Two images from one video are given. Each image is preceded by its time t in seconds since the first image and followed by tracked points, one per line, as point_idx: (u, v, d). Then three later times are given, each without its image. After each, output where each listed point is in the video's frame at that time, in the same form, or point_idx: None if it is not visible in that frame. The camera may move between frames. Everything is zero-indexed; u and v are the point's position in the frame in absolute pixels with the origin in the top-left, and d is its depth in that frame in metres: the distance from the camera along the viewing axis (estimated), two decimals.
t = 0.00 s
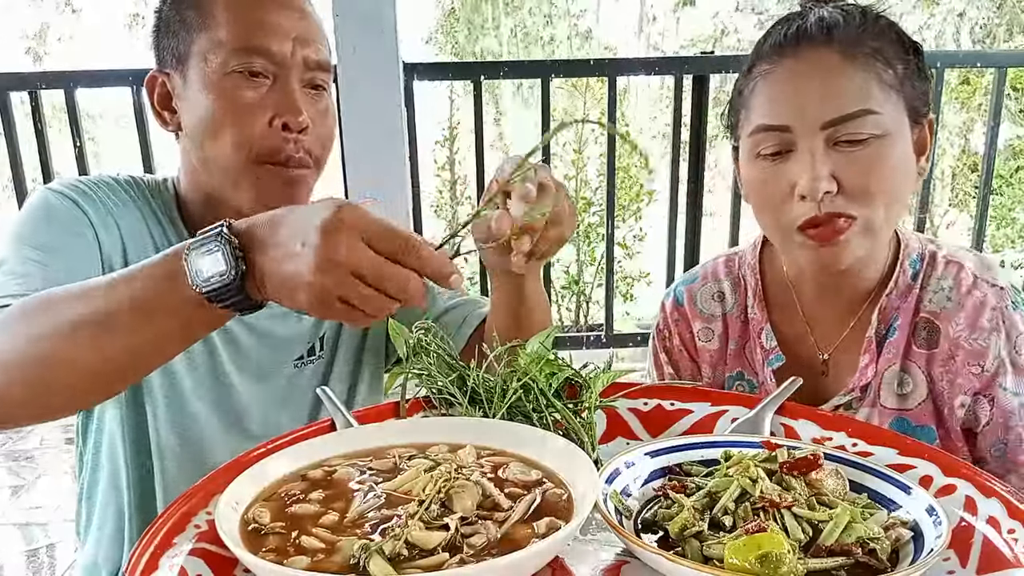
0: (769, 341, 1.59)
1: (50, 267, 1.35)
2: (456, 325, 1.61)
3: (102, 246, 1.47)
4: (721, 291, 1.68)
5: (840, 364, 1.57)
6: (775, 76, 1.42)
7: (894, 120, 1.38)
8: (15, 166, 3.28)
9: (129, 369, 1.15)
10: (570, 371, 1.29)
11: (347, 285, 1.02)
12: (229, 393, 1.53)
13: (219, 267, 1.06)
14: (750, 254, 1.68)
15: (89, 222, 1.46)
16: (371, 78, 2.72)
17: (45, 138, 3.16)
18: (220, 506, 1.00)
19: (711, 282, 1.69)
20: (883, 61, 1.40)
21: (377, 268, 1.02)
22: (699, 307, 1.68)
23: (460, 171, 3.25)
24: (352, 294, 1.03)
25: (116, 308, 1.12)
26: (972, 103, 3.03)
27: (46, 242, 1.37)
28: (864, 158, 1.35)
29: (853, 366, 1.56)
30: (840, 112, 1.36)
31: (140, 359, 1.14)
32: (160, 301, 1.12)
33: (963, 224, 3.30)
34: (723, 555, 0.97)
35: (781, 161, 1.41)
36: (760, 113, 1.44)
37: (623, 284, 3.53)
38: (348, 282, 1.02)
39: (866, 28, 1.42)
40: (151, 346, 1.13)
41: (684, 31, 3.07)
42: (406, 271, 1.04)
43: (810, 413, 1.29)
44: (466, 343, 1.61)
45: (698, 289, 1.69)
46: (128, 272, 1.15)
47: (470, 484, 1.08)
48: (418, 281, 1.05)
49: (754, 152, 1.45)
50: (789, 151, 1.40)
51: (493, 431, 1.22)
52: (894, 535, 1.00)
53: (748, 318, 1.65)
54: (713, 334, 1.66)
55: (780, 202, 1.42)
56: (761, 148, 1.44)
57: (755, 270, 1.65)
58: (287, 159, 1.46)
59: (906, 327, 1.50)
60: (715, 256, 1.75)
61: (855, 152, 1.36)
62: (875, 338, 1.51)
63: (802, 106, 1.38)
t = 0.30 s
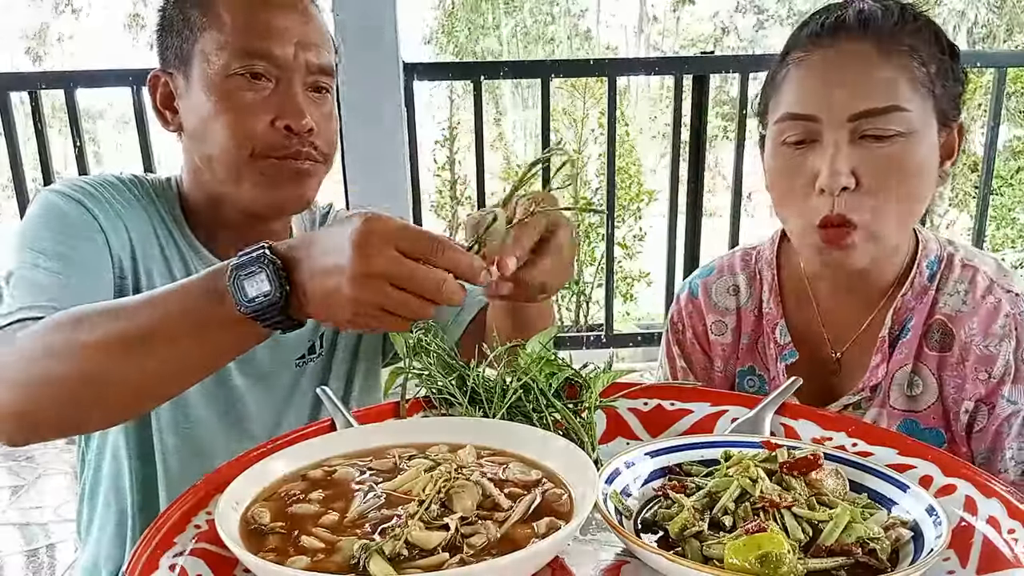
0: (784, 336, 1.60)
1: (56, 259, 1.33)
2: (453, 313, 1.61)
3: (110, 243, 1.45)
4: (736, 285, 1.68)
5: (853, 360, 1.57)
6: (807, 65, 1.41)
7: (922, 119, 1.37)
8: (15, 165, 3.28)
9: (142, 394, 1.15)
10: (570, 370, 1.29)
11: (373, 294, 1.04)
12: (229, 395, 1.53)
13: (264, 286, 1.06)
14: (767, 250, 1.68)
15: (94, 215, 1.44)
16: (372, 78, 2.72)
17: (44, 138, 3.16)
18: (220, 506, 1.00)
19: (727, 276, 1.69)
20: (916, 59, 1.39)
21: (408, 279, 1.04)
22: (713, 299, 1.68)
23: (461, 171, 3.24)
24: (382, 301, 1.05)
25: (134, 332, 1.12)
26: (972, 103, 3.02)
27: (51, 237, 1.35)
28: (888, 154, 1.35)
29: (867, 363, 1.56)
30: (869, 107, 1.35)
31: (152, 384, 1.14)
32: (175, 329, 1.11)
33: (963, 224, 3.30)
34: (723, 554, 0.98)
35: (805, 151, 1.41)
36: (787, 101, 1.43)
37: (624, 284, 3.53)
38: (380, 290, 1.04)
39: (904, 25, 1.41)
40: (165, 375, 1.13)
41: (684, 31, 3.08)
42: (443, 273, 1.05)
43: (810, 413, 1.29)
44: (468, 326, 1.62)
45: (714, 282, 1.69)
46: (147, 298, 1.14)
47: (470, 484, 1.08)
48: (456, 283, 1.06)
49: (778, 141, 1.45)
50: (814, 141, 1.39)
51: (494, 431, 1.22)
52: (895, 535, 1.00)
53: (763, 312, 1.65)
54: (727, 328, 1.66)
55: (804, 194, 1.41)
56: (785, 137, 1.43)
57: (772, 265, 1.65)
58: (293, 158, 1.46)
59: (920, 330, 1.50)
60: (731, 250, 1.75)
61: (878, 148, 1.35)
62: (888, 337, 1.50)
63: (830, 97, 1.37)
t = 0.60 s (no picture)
0: (788, 338, 1.59)
1: (64, 261, 1.33)
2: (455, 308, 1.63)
3: (115, 243, 1.45)
4: (739, 285, 1.68)
5: (856, 366, 1.58)
6: (818, 67, 1.40)
7: (933, 123, 1.36)
8: (15, 166, 3.28)
9: (144, 394, 1.14)
10: (569, 370, 1.29)
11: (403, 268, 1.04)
12: (230, 397, 1.52)
13: (285, 263, 1.07)
14: (770, 251, 1.68)
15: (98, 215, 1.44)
16: (374, 78, 2.72)
17: (44, 138, 3.16)
18: (220, 506, 1.00)
19: (730, 276, 1.69)
20: (931, 63, 1.38)
21: (438, 255, 1.05)
22: (716, 300, 1.68)
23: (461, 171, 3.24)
24: (411, 275, 1.04)
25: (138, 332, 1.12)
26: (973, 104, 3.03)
27: (60, 238, 1.36)
28: (897, 159, 1.34)
29: (873, 363, 1.56)
30: (879, 112, 1.34)
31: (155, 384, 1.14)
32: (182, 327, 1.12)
33: (963, 224, 3.30)
34: (723, 554, 0.98)
35: (814, 154, 1.40)
36: (797, 104, 1.42)
37: (624, 284, 3.53)
38: (410, 264, 1.04)
39: (918, 26, 1.40)
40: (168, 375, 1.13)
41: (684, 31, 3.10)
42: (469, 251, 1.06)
43: (810, 413, 1.29)
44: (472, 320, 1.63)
45: (716, 282, 1.69)
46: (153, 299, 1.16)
47: (471, 484, 1.08)
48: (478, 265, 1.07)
49: (787, 143, 1.45)
50: (823, 144, 1.39)
51: (494, 431, 1.22)
52: (895, 536, 1.00)
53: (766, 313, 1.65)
54: (729, 329, 1.66)
55: (807, 196, 1.42)
56: (795, 138, 1.43)
57: (775, 267, 1.65)
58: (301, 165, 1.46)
59: (926, 332, 1.49)
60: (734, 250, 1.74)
61: (887, 154, 1.34)
62: (893, 342, 1.50)
63: (840, 100, 1.36)
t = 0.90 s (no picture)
0: (788, 341, 1.59)
1: (49, 257, 1.35)
2: (467, 309, 1.61)
3: (105, 244, 1.48)
4: (739, 287, 1.68)
5: (856, 369, 1.58)
6: (813, 68, 1.40)
7: (923, 127, 1.35)
8: (16, 165, 3.27)
9: (97, 382, 1.16)
10: (570, 370, 1.29)
11: (355, 207, 1.12)
12: (233, 396, 1.54)
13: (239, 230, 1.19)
14: (772, 254, 1.68)
15: (92, 215, 1.46)
16: (375, 78, 2.72)
17: (44, 139, 3.15)
18: (220, 505, 1.00)
19: (730, 278, 1.69)
20: (922, 66, 1.38)
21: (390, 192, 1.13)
22: (717, 302, 1.68)
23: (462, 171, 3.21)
24: (366, 212, 1.11)
25: (90, 320, 1.14)
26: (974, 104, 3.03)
27: (46, 237, 1.37)
28: (883, 161, 1.33)
29: (874, 366, 1.56)
30: (868, 115, 1.33)
31: (107, 372, 1.15)
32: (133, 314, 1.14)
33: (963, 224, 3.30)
34: (723, 554, 0.98)
35: (805, 155, 1.40)
36: (791, 104, 1.42)
37: (624, 284, 3.52)
38: (363, 201, 1.12)
39: (911, 26, 1.40)
40: (122, 362, 1.15)
41: (683, 31, 3.16)
42: (419, 185, 1.15)
43: (810, 413, 1.29)
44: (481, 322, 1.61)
45: (716, 284, 1.69)
46: (104, 287, 1.17)
47: (471, 484, 1.08)
48: (416, 193, 1.15)
49: (780, 145, 1.45)
50: (813, 146, 1.39)
51: (494, 432, 1.22)
52: (894, 536, 1.00)
53: (766, 315, 1.65)
54: (729, 331, 1.66)
55: (801, 198, 1.41)
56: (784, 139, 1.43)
57: (777, 269, 1.65)
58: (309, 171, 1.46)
59: (928, 336, 1.49)
60: (736, 251, 1.74)
61: (872, 155, 1.33)
62: (895, 347, 1.50)
63: (830, 101, 1.36)
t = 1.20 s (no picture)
0: (788, 343, 1.59)
1: (51, 253, 1.35)
2: (465, 312, 1.61)
3: (107, 240, 1.47)
4: (739, 289, 1.68)
5: (854, 369, 1.57)
6: (806, 68, 1.40)
7: (912, 127, 1.35)
8: (15, 165, 3.27)
9: (108, 371, 1.16)
10: (570, 370, 1.29)
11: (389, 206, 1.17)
12: (233, 396, 1.54)
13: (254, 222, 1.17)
14: (771, 254, 1.68)
15: (93, 211, 1.46)
16: (373, 79, 2.72)
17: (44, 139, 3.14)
18: (220, 506, 1.00)
19: (729, 280, 1.69)
20: (914, 67, 1.37)
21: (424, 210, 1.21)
22: (716, 303, 1.68)
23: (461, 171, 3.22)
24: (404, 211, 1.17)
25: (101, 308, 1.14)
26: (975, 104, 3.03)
27: (48, 233, 1.37)
28: (873, 161, 1.33)
29: (874, 366, 1.56)
30: (859, 117, 1.34)
31: (117, 361, 1.16)
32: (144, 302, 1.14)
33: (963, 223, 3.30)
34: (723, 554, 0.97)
35: (798, 154, 1.40)
36: (785, 104, 1.42)
37: (624, 284, 3.57)
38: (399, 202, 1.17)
39: (904, 25, 1.40)
40: (130, 351, 1.15)
41: (683, 31, 3.17)
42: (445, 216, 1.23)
43: (811, 413, 1.29)
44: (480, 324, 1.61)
45: (716, 286, 1.69)
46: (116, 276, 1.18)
47: (470, 484, 1.08)
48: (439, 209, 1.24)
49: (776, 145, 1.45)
50: (807, 147, 1.39)
51: (494, 432, 1.22)
52: (895, 535, 1.00)
53: (765, 316, 1.65)
54: (729, 333, 1.66)
55: (792, 195, 1.41)
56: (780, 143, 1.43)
57: (776, 270, 1.65)
58: (300, 161, 1.46)
59: (927, 337, 1.49)
60: (735, 252, 1.75)
61: (863, 156, 1.33)
62: (894, 347, 1.50)
63: (821, 102, 1.36)
